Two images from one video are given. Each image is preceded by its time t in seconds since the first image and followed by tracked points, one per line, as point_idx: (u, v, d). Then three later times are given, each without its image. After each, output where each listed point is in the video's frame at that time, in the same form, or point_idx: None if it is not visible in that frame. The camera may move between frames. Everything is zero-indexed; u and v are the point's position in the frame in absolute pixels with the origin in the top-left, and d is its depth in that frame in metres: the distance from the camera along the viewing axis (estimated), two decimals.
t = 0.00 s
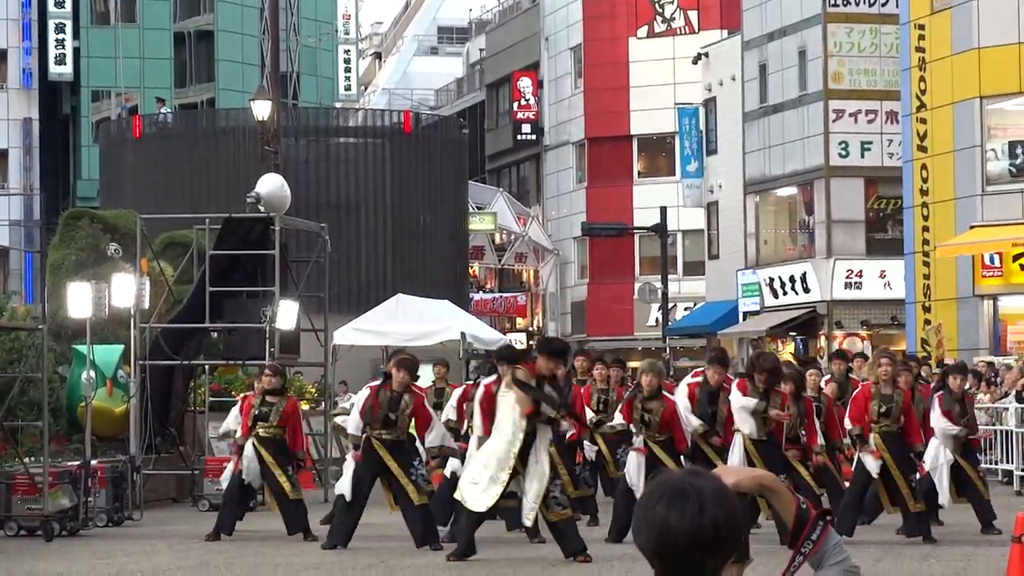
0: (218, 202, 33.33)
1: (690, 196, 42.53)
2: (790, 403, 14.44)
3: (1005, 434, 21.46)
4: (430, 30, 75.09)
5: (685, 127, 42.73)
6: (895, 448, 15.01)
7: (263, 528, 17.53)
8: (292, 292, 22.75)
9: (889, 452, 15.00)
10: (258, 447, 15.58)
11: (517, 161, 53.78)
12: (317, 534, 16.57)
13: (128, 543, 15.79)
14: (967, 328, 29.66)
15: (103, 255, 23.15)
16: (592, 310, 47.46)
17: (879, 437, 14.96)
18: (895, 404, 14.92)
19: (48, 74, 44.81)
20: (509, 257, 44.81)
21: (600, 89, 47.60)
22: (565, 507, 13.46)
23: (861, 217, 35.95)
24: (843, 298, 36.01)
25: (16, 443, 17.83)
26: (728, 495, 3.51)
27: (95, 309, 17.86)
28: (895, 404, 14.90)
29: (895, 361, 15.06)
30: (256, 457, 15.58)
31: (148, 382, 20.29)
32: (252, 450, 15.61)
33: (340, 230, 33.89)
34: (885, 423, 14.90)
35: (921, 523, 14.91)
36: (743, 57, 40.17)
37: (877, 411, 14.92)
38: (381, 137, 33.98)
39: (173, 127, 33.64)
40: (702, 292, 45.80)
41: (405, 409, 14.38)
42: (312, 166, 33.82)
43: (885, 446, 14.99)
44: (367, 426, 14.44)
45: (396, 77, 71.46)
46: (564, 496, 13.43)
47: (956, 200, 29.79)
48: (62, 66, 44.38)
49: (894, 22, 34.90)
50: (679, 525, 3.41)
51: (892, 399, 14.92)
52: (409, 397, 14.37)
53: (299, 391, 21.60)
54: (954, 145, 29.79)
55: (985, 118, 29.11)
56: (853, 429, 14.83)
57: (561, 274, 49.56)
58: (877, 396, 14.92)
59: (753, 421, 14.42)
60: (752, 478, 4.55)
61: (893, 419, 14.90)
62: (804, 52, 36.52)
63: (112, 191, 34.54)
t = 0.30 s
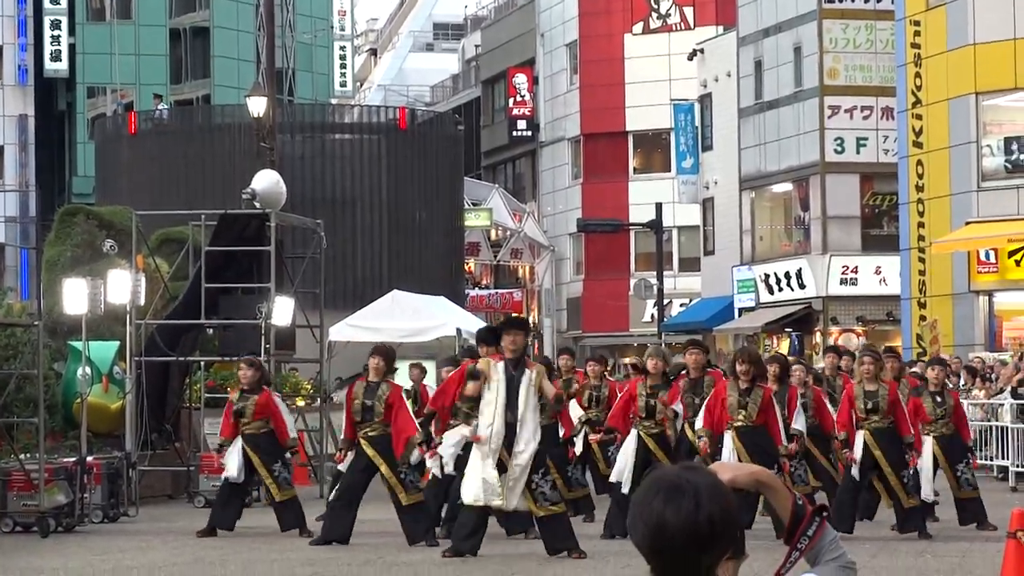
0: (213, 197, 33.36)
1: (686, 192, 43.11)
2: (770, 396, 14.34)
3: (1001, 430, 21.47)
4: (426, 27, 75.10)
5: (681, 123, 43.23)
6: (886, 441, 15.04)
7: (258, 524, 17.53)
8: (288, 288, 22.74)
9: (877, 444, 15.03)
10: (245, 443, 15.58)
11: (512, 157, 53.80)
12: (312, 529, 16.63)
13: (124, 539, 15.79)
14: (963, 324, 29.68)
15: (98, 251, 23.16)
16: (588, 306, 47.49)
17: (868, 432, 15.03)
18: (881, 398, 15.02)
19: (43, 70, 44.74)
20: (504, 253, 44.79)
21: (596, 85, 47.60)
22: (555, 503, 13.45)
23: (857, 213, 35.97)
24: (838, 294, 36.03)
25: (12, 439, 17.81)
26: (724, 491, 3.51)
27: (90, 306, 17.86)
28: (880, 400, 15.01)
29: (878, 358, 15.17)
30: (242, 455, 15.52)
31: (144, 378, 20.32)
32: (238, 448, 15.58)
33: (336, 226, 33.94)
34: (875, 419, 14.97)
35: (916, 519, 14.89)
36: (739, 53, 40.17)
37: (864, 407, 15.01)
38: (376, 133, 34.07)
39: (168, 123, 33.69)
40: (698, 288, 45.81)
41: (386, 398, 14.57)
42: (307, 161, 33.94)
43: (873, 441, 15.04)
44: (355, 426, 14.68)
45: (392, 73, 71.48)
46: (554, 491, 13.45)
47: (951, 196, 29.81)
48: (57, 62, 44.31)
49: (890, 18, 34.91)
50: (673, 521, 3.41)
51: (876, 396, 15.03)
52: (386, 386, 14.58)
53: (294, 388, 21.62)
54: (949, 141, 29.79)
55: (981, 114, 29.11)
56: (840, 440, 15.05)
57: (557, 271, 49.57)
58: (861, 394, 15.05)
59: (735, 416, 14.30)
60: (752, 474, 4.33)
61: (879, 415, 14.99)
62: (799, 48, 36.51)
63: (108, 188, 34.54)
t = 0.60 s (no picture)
0: (207, 193, 33.30)
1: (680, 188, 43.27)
2: (750, 399, 14.20)
3: (996, 426, 21.45)
4: (420, 22, 75.07)
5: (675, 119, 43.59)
6: (880, 443, 15.00)
7: (253, 519, 17.50)
8: (282, 283, 22.73)
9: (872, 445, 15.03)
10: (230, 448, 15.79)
11: (507, 152, 53.79)
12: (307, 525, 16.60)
13: (118, 535, 15.76)
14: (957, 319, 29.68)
15: (92, 246, 23.10)
16: (582, 302, 47.47)
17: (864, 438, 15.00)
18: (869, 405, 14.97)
19: (38, 66, 44.62)
20: (499, 249, 44.74)
21: (590, 81, 47.59)
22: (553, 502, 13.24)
23: (852, 209, 35.96)
24: (833, 290, 36.00)
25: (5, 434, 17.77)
26: (722, 487, 3.50)
27: (85, 301, 17.81)
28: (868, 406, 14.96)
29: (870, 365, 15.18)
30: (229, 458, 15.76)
31: (138, 373, 20.27)
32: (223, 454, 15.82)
33: (330, 222, 33.93)
34: (870, 424, 14.95)
35: (911, 515, 14.91)
36: (734, 49, 40.16)
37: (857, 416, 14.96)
38: (371, 128, 33.96)
39: (163, 119, 33.65)
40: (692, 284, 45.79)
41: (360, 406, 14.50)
42: (302, 157, 33.93)
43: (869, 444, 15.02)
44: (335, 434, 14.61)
45: (386, 69, 71.44)
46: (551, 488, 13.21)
47: (946, 192, 29.80)
48: (51, 58, 44.21)
49: (885, 13, 34.96)
50: (670, 517, 3.40)
51: (865, 404, 14.96)
52: (358, 388, 14.55)
53: (288, 383, 21.59)
54: (944, 137, 29.77)
55: (975, 110, 29.11)
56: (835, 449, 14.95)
57: (551, 267, 49.54)
58: (850, 404, 14.96)
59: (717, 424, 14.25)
60: (749, 470, 4.34)
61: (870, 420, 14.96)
62: (794, 43, 36.47)
63: (102, 183, 34.49)
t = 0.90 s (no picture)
0: (203, 189, 33.31)
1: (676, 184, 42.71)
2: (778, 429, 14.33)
3: (992, 422, 21.49)
4: (415, 19, 75.10)
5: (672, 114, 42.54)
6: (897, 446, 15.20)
7: (249, 515, 17.53)
8: (278, 279, 22.74)
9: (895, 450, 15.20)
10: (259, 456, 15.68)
11: (502, 148, 53.80)
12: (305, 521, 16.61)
13: (115, 532, 15.79)
14: (953, 314, 29.70)
15: (88, 243, 23.11)
16: (578, 298, 47.48)
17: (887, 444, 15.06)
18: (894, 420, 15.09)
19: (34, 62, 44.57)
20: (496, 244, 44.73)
21: (587, 77, 47.62)
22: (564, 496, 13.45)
23: (847, 205, 36.02)
24: (829, 285, 35.98)
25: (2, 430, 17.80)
26: (715, 483, 3.51)
27: (80, 298, 17.84)
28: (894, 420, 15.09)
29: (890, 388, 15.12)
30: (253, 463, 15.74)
31: (134, 369, 20.28)
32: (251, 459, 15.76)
33: (326, 218, 33.95)
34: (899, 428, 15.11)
35: (917, 509, 14.89)
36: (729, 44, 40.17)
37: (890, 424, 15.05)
38: (367, 124, 34.02)
39: (158, 115, 33.67)
40: (688, 280, 45.80)
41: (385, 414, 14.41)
42: (298, 153, 33.96)
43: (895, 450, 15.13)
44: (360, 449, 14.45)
45: (381, 66, 71.46)
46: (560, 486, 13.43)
47: (941, 187, 29.83)
48: (47, 54, 44.15)
49: (880, 8, 35.04)
50: (664, 512, 3.42)
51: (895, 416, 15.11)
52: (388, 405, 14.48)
53: (284, 379, 21.60)
54: (939, 132, 29.80)
55: (971, 105, 29.15)
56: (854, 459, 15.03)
57: (547, 262, 49.56)
58: (886, 416, 15.05)
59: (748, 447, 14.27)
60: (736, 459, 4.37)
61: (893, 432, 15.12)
62: (789, 38, 36.49)
63: (98, 180, 34.48)
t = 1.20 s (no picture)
0: (196, 183, 33.27)
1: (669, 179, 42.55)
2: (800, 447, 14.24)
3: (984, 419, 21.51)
4: (408, 14, 75.05)
5: (664, 110, 42.74)
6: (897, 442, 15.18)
7: (241, 509, 17.53)
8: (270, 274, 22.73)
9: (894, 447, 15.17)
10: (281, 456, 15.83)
11: (495, 143, 53.77)
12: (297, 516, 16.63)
13: (107, 525, 15.77)
14: (945, 311, 29.73)
15: (80, 236, 23.07)
16: (570, 293, 47.48)
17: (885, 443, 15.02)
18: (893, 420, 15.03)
19: (27, 55, 44.46)
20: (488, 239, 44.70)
21: (580, 72, 47.60)
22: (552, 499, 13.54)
23: (839, 201, 36.05)
24: (821, 281, 36.01)
25: None
26: (707, 478, 3.50)
27: (72, 291, 17.81)
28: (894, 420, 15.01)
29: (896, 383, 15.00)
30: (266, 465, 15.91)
31: (125, 363, 20.24)
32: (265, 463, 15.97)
33: (319, 212, 33.94)
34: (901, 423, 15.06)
35: (908, 507, 15.03)
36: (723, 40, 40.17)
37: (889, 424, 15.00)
38: (360, 119, 34.03)
39: (151, 109, 33.63)
40: (680, 275, 45.80)
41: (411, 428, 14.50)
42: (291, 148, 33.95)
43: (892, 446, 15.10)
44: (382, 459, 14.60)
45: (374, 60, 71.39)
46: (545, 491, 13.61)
47: (934, 183, 29.82)
48: (39, 47, 44.03)
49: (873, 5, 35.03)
50: (656, 508, 3.42)
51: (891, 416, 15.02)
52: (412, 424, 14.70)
53: (276, 373, 21.58)
54: (932, 128, 29.80)
55: (964, 102, 29.15)
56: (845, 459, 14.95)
57: (539, 257, 49.54)
58: (886, 414, 14.98)
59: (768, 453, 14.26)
60: (732, 458, 4.30)
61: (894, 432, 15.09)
62: (783, 34, 36.48)
63: (91, 175, 34.43)
